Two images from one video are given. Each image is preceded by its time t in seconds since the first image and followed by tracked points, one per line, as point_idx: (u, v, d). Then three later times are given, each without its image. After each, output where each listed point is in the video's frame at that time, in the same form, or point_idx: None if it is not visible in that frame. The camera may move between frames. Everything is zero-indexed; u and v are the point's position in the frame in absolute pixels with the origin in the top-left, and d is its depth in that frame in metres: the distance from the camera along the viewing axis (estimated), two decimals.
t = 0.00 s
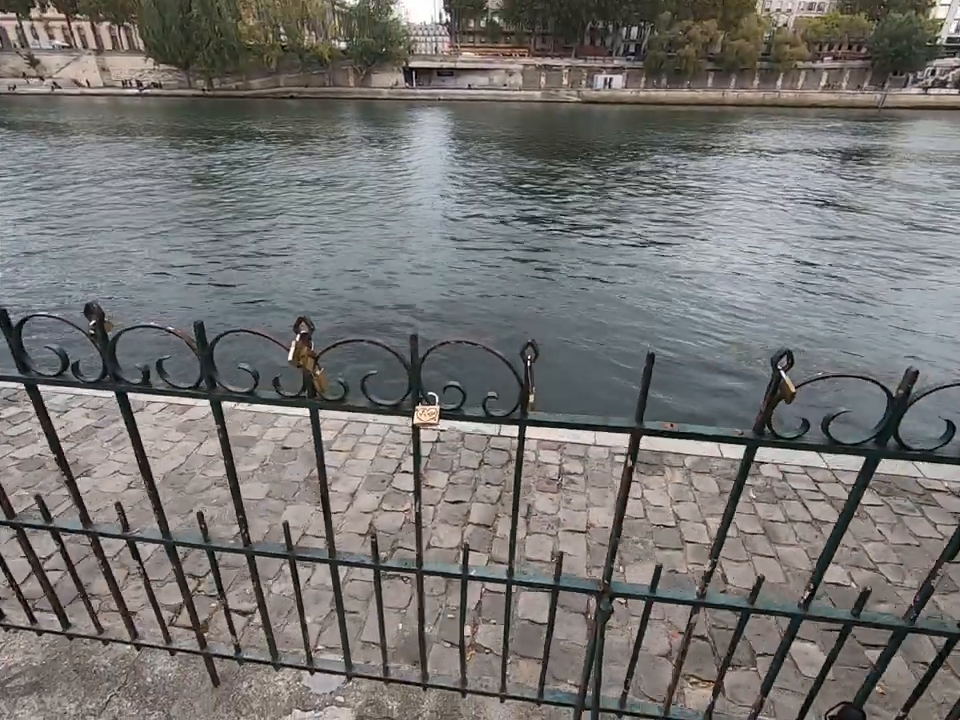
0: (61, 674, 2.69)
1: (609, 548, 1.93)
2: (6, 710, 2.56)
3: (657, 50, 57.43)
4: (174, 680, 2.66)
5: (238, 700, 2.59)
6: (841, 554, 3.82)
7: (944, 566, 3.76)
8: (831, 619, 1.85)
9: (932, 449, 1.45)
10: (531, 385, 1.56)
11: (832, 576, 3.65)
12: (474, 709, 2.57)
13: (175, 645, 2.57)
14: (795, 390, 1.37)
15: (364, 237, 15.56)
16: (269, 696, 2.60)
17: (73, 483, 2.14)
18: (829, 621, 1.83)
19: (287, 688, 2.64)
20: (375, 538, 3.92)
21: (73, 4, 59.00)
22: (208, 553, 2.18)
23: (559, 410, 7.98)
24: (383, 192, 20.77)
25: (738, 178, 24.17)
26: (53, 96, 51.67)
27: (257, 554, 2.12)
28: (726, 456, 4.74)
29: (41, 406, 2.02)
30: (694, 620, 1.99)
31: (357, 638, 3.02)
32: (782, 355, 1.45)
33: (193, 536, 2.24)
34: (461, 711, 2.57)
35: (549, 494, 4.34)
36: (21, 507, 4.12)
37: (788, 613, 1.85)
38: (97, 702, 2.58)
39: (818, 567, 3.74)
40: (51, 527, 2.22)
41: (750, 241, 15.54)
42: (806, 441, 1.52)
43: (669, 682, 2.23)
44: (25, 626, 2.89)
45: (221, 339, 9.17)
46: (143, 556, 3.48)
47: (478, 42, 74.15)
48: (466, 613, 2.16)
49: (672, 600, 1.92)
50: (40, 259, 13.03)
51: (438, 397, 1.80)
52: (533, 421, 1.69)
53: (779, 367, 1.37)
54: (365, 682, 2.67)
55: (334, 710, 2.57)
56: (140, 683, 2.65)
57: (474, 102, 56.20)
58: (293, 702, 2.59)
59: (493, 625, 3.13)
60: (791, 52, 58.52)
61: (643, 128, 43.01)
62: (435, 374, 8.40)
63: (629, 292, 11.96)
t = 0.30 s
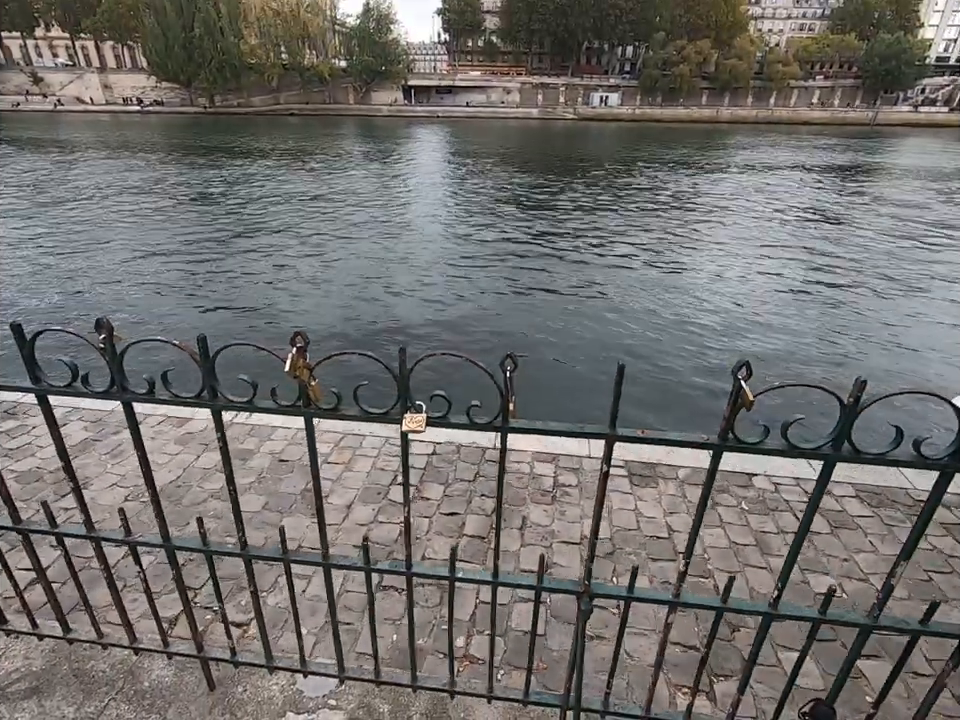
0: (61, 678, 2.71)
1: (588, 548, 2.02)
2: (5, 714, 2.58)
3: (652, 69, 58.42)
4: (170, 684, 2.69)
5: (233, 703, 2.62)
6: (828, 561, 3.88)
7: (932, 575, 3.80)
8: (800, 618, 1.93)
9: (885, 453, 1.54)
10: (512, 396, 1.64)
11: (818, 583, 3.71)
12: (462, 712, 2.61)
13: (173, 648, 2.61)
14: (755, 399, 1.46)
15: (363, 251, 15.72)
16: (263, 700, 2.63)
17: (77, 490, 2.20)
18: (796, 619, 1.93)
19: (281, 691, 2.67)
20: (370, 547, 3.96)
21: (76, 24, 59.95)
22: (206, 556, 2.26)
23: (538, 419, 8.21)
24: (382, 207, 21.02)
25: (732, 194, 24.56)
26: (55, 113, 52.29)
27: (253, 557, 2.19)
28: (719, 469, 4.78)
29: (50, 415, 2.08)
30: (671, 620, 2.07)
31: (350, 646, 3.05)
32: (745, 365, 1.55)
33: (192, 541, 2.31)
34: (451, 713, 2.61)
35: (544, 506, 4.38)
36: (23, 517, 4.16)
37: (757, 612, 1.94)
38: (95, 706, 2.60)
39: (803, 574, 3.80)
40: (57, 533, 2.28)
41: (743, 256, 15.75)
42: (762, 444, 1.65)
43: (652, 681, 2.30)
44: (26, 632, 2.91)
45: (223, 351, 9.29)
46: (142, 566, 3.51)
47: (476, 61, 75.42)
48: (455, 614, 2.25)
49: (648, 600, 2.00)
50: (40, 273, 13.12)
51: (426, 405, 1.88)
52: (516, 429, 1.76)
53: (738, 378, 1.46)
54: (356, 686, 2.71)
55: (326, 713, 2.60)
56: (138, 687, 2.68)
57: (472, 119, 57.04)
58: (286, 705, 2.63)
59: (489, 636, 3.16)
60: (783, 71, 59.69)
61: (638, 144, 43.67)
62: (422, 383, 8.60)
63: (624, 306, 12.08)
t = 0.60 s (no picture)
0: (56, 675, 2.74)
1: (572, 546, 2.10)
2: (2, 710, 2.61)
3: (656, 77, 58.65)
4: (164, 682, 2.71)
5: (225, 701, 2.64)
6: (823, 564, 3.88)
7: (929, 579, 3.79)
8: (780, 615, 1.97)
9: (857, 450, 1.59)
10: (490, 393, 1.70)
11: (814, 586, 3.72)
12: (451, 712, 2.62)
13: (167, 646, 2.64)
14: (726, 397, 1.53)
15: (367, 258, 15.82)
16: (254, 698, 2.65)
17: (73, 488, 2.25)
18: (774, 616, 1.97)
19: (272, 689, 2.70)
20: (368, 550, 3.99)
21: (87, 36, 60.92)
22: (199, 553, 2.31)
23: (517, 416, 8.40)
24: (386, 215, 21.18)
25: (735, 201, 24.60)
26: (66, 123, 53.08)
27: (244, 555, 2.24)
28: (721, 474, 4.77)
29: (48, 415, 2.14)
30: (653, 618, 2.11)
31: (342, 648, 3.06)
32: (716, 364, 1.63)
33: (186, 540, 2.36)
34: (441, 712, 2.62)
35: (543, 511, 4.38)
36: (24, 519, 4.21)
37: (737, 609, 1.99)
38: (90, 702, 2.64)
39: (799, 577, 3.79)
40: (55, 531, 2.33)
41: (746, 262, 15.75)
42: (736, 441, 1.70)
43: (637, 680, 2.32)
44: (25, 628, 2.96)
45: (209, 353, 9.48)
46: (140, 569, 3.54)
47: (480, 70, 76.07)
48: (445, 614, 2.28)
49: (630, 597, 2.04)
50: (48, 281, 13.27)
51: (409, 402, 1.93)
52: (497, 426, 1.81)
53: (710, 375, 1.54)
54: (348, 684, 2.73)
55: (317, 711, 2.62)
56: (132, 685, 2.70)
57: (477, 127, 57.48)
58: (277, 703, 2.65)
59: (485, 641, 3.16)
60: (787, 78, 59.86)
61: (642, 152, 43.78)
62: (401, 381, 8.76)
63: (627, 313, 12.09)
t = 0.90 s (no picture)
0: (67, 659, 2.84)
1: (560, 546, 2.14)
2: (15, 689, 2.71)
3: (675, 86, 58.53)
4: (169, 668, 2.80)
5: (226, 689, 2.71)
6: (827, 577, 3.84)
7: (938, 597, 3.72)
8: (765, 618, 1.99)
9: (836, 455, 1.62)
10: (479, 393, 1.78)
11: (817, 599, 3.67)
12: (443, 709, 2.66)
13: (172, 632, 2.72)
14: (706, 400, 1.59)
15: (382, 264, 16.01)
16: (254, 687, 2.72)
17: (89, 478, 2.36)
18: (758, 619, 2.00)
19: (272, 679, 2.76)
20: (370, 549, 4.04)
21: (118, 46, 62.81)
22: (203, 544, 2.39)
23: (501, 414, 8.54)
24: (402, 221, 21.44)
25: (754, 210, 24.37)
26: (96, 129, 54.79)
27: (246, 546, 2.34)
28: (730, 486, 4.73)
29: (67, 407, 2.24)
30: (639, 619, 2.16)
31: (341, 643, 3.12)
32: (698, 369, 1.69)
33: (193, 530, 2.45)
34: (434, 709, 2.65)
35: (548, 517, 4.40)
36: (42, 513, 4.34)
37: (724, 612, 2.02)
38: (98, 685, 2.72)
39: (800, 589, 3.76)
40: (70, 520, 2.43)
41: (763, 272, 15.58)
42: (721, 445, 1.72)
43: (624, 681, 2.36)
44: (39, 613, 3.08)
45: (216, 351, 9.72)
46: (151, 563, 3.65)
47: (500, 79, 76.78)
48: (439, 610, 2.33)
49: (617, 597, 2.07)
50: (74, 282, 13.67)
51: (404, 401, 1.99)
52: (486, 425, 1.88)
53: (690, 379, 1.61)
54: (344, 677, 2.79)
55: (313, 701, 2.69)
56: (139, 670, 2.79)
57: (495, 135, 57.91)
58: (275, 692, 2.71)
59: (484, 643, 3.18)
60: (810, 87, 59.29)
61: (660, 160, 43.60)
62: (395, 379, 8.98)
63: (641, 322, 12.05)
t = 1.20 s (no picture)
0: (93, 635, 3.03)
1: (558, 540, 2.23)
2: (45, 661, 2.90)
3: (702, 97, 58.31)
4: (186, 647, 2.97)
5: (240, 670, 2.86)
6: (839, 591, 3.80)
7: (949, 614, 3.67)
8: (758, 618, 2.07)
9: (824, 458, 1.70)
10: (483, 390, 1.91)
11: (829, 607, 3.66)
12: (444, 698, 2.78)
13: (190, 614, 2.88)
14: (697, 402, 1.70)
15: (403, 271, 16.23)
16: (266, 669, 2.87)
17: (120, 464, 2.52)
18: (751, 618, 2.07)
19: (282, 662, 2.91)
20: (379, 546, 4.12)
21: (156, 57, 65.17)
22: (222, 530, 2.53)
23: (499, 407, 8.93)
24: (424, 229, 21.74)
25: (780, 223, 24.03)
26: (134, 137, 56.87)
27: (262, 532, 2.47)
28: (744, 499, 4.69)
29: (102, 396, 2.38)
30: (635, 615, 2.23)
31: (350, 632, 3.25)
32: (692, 372, 1.80)
33: (212, 517, 2.57)
34: (435, 695, 2.78)
35: (559, 524, 4.42)
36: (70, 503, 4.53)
37: (714, 610, 2.10)
38: (120, 660, 2.90)
39: (809, 603, 3.74)
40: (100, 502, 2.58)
41: (786, 285, 15.35)
42: (715, 445, 1.81)
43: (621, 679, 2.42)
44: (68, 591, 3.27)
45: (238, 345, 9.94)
46: (173, 552, 3.81)
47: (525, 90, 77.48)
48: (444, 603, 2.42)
49: (611, 591, 2.16)
50: (108, 283, 14.19)
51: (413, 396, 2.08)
52: (488, 421, 2.00)
53: (684, 382, 1.71)
54: (351, 663, 2.92)
55: (321, 686, 2.81)
56: (158, 648, 2.96)
57: (519, 145, 58.36)
58: (285, 675, 2.85)
59: (489, 642, 3.24)
60: (841, 99, 58.37)
61: (684, 172, 43.36)
62: (402, 377, 9.28)
63: (659, 333, 11.98)
